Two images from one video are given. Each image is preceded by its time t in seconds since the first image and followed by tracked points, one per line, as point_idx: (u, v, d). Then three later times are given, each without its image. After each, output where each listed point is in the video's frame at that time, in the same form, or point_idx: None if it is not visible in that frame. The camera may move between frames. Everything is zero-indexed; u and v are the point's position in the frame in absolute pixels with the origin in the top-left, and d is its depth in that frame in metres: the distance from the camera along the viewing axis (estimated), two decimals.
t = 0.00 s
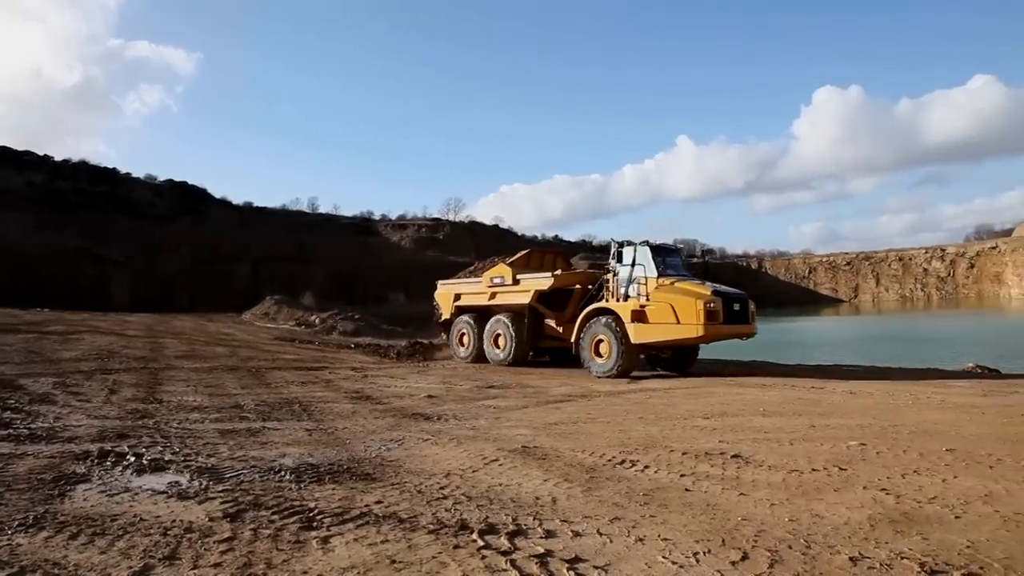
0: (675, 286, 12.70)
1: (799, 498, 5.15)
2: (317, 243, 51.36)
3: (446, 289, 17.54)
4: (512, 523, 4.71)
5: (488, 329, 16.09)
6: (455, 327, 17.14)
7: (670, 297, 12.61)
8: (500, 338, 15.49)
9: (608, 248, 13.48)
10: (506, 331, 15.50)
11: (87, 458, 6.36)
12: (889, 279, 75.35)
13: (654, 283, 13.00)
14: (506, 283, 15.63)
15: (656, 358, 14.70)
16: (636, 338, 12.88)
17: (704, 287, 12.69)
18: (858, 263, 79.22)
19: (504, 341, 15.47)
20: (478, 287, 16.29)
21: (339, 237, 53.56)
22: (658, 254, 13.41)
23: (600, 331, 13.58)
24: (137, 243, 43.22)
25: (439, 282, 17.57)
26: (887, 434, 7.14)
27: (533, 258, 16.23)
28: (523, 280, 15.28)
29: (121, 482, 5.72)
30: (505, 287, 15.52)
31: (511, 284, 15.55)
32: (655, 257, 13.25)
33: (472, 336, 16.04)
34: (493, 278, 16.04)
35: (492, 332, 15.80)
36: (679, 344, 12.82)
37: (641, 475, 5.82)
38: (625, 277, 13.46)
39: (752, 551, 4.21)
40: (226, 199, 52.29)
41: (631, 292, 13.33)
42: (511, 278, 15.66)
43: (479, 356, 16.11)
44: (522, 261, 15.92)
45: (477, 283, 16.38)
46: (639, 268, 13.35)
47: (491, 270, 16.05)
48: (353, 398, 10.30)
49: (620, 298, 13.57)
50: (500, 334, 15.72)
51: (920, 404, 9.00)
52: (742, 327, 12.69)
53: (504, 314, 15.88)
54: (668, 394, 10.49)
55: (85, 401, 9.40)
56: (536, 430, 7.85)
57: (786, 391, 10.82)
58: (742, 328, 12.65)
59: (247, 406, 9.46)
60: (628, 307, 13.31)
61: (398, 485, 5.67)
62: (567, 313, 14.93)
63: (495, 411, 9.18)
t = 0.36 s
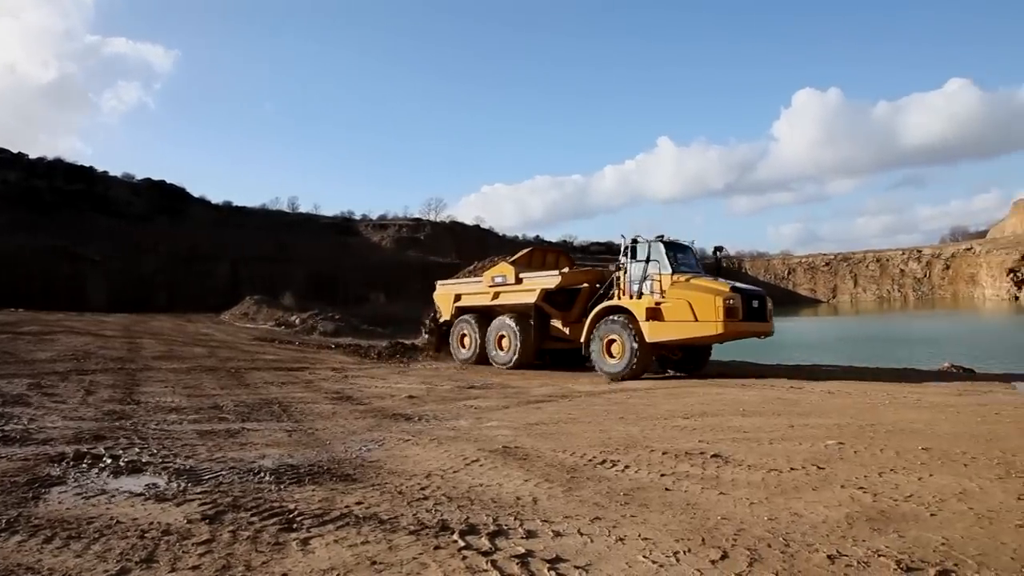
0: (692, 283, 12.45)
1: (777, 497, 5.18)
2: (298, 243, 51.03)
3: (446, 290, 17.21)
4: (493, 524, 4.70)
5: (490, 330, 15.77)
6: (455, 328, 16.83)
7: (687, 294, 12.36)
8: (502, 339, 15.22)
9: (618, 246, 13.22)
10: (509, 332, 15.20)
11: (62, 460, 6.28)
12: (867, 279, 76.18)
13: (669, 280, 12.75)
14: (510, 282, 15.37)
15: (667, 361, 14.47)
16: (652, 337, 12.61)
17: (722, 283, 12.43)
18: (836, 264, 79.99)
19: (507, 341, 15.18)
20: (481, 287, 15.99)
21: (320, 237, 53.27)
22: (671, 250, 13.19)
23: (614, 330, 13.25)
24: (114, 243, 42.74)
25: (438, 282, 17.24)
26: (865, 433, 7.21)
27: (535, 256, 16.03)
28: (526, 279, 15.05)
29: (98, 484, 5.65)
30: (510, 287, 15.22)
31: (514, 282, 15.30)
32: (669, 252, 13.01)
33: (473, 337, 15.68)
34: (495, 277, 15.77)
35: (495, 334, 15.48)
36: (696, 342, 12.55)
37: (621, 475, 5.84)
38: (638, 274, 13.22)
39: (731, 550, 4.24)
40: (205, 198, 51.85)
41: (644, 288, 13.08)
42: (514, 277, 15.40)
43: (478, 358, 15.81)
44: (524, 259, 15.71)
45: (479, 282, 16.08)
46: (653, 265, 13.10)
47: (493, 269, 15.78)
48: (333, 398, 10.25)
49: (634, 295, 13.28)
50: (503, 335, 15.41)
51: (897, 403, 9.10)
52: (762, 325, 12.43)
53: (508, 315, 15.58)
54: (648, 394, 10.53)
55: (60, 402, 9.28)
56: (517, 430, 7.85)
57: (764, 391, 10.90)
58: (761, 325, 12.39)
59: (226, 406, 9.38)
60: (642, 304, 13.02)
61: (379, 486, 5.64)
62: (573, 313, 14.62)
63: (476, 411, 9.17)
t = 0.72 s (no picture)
0: (711, 279, 12.30)
1: (757, 497, 5.22)
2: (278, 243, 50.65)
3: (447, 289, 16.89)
4: (474, 524, 4.70)
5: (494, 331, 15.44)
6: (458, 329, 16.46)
7: (706, 291, 12.22)
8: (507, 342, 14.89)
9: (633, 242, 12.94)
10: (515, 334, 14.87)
11: (37, 463, 6.19)
12: (846, 279, 77.01)
13: (686, 277, 12.58)
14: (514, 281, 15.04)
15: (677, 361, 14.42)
16: (669, 335, 12.45)
17: (741, 280, 12.30)
18: (816, 265, 80.69)
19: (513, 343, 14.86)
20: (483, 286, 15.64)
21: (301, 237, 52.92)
22: (687, 246, 12.97)
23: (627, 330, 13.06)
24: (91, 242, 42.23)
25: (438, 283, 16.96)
26: (843, 432, 7.29)
27: (538, 254, 15.76)
28: (531, 279, 14.76)
29: (74, 487, 5.58)
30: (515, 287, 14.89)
31: (519, 281, 15.01)
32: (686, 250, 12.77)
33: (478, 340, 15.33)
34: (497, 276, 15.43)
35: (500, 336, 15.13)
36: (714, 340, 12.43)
37: (602, 475, 5.85)
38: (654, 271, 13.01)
39: (711, 549, 4.26)
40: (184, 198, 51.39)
41: (660, 286, 12.89)
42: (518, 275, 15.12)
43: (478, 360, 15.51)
44: (527, 257, 15.42)
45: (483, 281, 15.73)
46: (670, 260, 12.88)
47: (496, 267, 15.43)
48: (314, 400, 10.20)
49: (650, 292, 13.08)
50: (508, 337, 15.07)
51: (874, 402, 9.21)
52: (780, 323, 12.38)
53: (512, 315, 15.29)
54: (629, 394, 10.57)
55: (36, 404, 9.16)
56: (499, 430, 7.87)
57: (747, 391, 10.93)
58: (780, 323, 12.34)
59: (205, 408, 9.31)
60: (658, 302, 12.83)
61: (360, 487, 5.62)
62: (582, 312, 14.41)
63: (457, 412, 9.16)
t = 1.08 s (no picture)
0: (729, 273, 11.53)
1: (735, 496, 5.26)
2: (257, 243, 50.24)
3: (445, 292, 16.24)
4: (453, 524, 4.70)
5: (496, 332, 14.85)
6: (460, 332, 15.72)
7: (724, 286, 11.44)
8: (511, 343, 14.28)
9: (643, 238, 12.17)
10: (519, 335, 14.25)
11: (8, 466, 6.09)
12: (822, 280, 77.82)
13: (701, 272, 11.81)
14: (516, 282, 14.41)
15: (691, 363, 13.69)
16: (685, 334, 11.72)
17: (759, 273, 11.56)
18: (792, 265, 81.49)
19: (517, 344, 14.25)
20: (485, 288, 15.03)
21: (279, 237, 52.51)
22: (699, 240, 12.25)
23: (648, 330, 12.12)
24: (65, 241, 41.68)
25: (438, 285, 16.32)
26: (819, 431, 7.35)
27: (541, 252, 15.10)
28: (535, 278, 14.04)
29: (46, 490, 5.50)
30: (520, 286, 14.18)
31: (522, 281, 14.29)
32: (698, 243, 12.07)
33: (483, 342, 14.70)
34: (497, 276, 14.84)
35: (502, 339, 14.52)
36: (733, 338, 11.66)
37: (581, 475, 5.87)
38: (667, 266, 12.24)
39: (691, 548, 4.28)
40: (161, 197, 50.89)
41: (674, 282, 12.14)
42: (520, 276, 14.45)
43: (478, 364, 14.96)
44: (529, 256, 14.79)
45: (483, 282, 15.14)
46: (684, 256, 12.11)
47: (496, 268, 14.78)
48: (292, 401, 10.11)
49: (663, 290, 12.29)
50: (513, 339, 14.41)
51: (850, 402, 9.29)
52: (803, 317, 11.60)
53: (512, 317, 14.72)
54: (608, 394, 10.59)
55: (8, 406, 9.02)
56: (478, 431, 7.85)
57: (726, 391, 10.95)
58: (803, 318, 11.56)
59: (181, 409, 9.21)
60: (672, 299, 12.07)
61: (338, 488, 5.59)
62: (589, 312, 13.68)
63: (436, 413, 9.11)
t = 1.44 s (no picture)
0: (747, 275, 11.16)
1: (713, 495, 5.30)
2: (233, 242, 49.78)
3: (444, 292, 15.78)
4: (431, 525, 4.69)
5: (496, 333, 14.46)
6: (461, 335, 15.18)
7: (743, 289, 11.08)
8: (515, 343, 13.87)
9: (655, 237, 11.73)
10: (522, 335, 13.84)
11: None
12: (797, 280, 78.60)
13: (716, 274, 11.44)
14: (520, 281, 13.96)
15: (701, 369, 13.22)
16: (702, 339, 11.35)
17: (779, 274, 11.23)
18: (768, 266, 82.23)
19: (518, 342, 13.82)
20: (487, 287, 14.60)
21: (256, 237, 52.07)
22: (712, 238, 11.86)
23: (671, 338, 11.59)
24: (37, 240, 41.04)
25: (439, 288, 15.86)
26: (794, 431, 7.43)
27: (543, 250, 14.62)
28: (541, 278, 13.58)
29: (16, 493, 5.40)
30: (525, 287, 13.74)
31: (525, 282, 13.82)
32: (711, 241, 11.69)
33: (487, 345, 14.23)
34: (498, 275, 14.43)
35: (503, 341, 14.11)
36: (751, 342, 11.33)
37: (559, 475, 5.88)
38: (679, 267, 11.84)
39: (668, 547, 4.31)
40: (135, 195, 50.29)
41: (688, 284, 11.71)
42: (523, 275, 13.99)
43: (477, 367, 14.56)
44: (532, 256, 14.34)
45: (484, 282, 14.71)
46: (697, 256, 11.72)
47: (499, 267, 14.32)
48: (269, 401, 10.03)
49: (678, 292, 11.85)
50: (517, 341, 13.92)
51: (825, 401, 9.40)
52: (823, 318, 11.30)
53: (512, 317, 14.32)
54: (587, 395, 10.62)
55: None
56: (456, 431, 7.83)
57: (704, 391, 11.00)
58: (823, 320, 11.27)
59: (156, 410, 9.09)
60: (687, 302, 11.67)
61: (316, 490, 5.55)
62: (597, 312, 13.31)
63: (414, 413, 9.07)
